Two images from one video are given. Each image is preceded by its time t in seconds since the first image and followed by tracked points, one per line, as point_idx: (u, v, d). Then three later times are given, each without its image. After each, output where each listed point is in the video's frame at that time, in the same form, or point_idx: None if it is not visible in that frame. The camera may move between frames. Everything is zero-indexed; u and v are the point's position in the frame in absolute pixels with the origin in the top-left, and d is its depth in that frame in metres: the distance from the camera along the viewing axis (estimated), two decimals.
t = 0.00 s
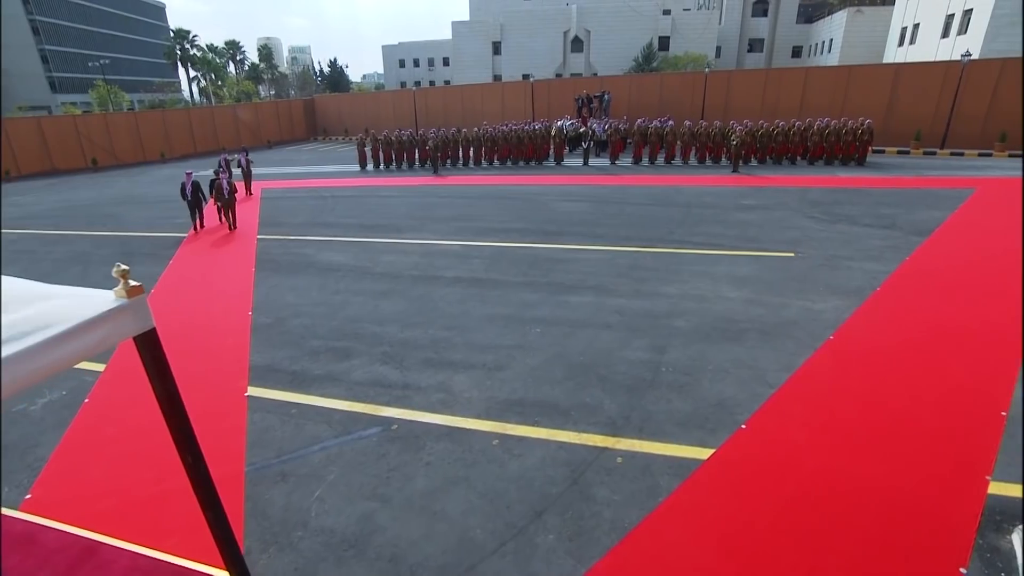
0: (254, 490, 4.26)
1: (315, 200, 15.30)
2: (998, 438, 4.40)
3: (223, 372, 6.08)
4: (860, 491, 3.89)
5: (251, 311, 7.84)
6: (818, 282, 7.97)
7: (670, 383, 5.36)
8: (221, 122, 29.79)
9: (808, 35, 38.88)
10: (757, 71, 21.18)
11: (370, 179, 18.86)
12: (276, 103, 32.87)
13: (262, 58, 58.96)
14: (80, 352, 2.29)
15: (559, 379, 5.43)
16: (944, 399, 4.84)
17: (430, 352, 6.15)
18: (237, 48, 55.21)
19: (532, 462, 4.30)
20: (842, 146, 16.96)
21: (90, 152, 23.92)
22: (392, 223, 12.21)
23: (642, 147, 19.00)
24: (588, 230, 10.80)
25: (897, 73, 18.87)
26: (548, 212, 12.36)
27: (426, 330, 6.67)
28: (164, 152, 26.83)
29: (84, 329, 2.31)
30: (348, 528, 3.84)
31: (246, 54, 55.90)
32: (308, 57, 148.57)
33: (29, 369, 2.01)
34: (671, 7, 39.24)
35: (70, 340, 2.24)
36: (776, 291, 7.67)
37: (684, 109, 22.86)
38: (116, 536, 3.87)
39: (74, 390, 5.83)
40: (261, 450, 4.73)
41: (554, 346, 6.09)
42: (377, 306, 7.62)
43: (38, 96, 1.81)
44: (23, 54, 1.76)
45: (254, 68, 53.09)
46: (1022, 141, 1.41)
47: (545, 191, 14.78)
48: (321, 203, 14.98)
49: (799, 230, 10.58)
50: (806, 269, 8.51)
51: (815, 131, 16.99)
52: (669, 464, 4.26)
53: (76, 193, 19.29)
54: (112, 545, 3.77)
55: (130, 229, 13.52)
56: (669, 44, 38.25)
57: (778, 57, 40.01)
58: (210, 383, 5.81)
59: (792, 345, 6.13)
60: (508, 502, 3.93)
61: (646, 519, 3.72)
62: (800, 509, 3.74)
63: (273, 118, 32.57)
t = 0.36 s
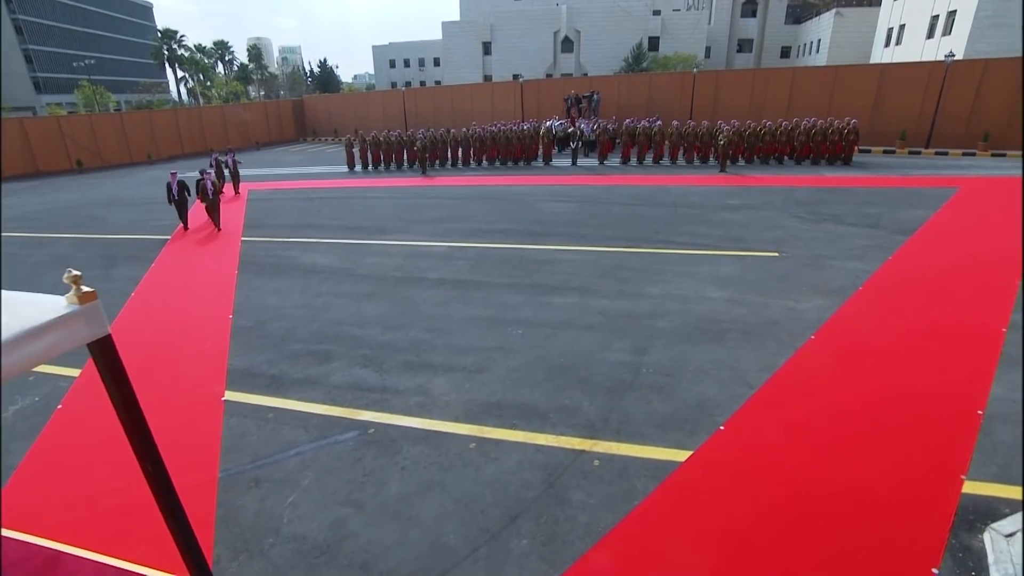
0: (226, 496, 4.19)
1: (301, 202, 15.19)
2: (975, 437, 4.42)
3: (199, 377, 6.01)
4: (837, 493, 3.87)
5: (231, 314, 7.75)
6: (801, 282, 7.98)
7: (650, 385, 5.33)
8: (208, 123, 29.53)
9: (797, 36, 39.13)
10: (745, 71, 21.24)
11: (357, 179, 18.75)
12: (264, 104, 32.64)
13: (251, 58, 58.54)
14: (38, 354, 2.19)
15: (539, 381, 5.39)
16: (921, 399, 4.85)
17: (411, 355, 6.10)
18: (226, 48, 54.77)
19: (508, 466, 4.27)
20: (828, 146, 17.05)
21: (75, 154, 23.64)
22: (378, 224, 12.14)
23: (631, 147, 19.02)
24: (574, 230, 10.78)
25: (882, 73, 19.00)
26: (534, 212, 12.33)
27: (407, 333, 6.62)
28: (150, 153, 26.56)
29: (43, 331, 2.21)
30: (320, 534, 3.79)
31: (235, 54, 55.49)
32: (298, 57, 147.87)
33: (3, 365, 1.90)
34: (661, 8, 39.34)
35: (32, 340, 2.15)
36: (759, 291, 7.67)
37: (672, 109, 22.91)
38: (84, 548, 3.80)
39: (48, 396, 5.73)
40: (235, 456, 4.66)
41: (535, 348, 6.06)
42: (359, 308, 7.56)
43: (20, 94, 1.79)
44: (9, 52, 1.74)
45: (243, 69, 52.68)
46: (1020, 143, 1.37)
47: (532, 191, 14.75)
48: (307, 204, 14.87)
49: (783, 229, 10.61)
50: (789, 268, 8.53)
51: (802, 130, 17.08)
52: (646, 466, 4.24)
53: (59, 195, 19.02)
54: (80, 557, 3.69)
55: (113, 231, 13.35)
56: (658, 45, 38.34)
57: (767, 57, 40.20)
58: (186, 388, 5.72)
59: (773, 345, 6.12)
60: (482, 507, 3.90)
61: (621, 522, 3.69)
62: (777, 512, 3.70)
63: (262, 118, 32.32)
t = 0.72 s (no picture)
0: (198, 503, 4.13)
1: (287, 203, 15.08)
2: (950, 437, 4.45)
3: (176, 381, 5.93)
4: (815, 494, 3.86)
5: (212, 317, 7.67)
6: (784, 282, 7.99)
7: (630, 387, 5.31)
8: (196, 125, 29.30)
9: (785, 37, 39.41)
10: (732, 71, 21.32)
11: (344, 181, 18.62)
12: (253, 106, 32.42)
13: (240, 59, 58.15)
14: None
15: (518, 384, 5.36)
16: (897, 399, 4.88)
17: (391, 358, 6.06)
18: (214, 49, 54.37)
19: (485, 470, 4.24)
20: (814, 146, 17.16)
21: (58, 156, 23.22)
22: (363, 226, 12.08)
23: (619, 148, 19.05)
24: (559, 231, 10.76)
25: (868, 74, 19.15)
26: (521, 213, 12.30)
27: (388, 336, 6.58)
28: (137, 156, 26.20)
29: None
30: (294, 541, 3.75)
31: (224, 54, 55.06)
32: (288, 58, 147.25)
33: None
34: (650, 9, 39.44)
35: None
36: (742, 292, 7.68)
37: (661, 109, 22.96)
38: (52, 561, 3.72)
39: (21, 401, 5.63)
40: (210, 461, 4.60)
41: (516, 350, 6.03)
42: (341, 311, 7.50)
43: None
44: None
45: (231, 69, 52.25)
46: None
47: (520, 192, 14.71)
48: (293, 206, 14.77)
49: (768, 229, 10.65)
50: (773, 268, 8.56)
51: (788, 131, 17.18)
52: (623, 469, 4.22)
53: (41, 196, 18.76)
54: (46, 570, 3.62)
55: (96, 233, 13.20)
56: (648, 45, 38.42)
57: (756, 58, 40.42)
58: (163, 394, 5.64)
59: (755, 345, 6.12)
60: (458, 512, 3.87)
61: (596, 527, 3.67)
62: (754, 514, 3.70)
63: (250, 119, 32.12)
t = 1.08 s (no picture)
0: (173, 510, 4.08)
1: (273, 205, 14.98)
2: (927, 437, 4.48)
3: (156, 385, 5.86)
4: (793, 497, 3.87)
5: (195, 321, 7.59)
6: (768, 282, 8.01)
7: (611, 389, 5.30)
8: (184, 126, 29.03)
9: (773, 37, 39.63)
10: (720, 71, 21.40)
11: (331, 182, 18.52)
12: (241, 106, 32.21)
13: (229, 59, 57.76)
14: None
15: (499, 387, 5.34)
16: (877, 398, 4.90)
17: (373, 361, 6.03)
18: (201, 49, 53.96)
19: (464, 474, 4.22)
20: (801, 146, 17.25)
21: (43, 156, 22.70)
22: (350, 228, 12.00)
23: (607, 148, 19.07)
24: (546, 232, 10.75)
25: (854, 74, 19.30)
26: (508, 214, 12.28)
27: (370, 339, 6.54)
28: (123, 156, 25.67)
29: None
30: (268, 548, 3.71)
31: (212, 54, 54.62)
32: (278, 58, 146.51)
33: None
34: (640, 9, 39.52)
35: None
36: (726, 292, 7.69)
37: (650, 109, 22.99)
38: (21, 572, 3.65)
39: None
40: (186, 468, 4.55)
41: (499, 352, 6.01)
42: (324, 314, 7.45)
43: None
44: None
45: (219, 69, 51.88)
46: None
47: (507, 193, 14.69)
48: (280, 208, 14.67)
49: (753, 229, 10.70)
50: (757, 268, 8.59)
51: (775, 131, 17.28)
52: (602, 472, 4.21)
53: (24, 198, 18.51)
54: None
55: (78, 236, 13.05)
56: (637, 46, 38.49)
57: (745, 58, 40.61)
58: (140, 399, 5.56)
59: (737, 346, 6.13)
60: (435, 517, 3.85)
61: (573, 530, 3.66)
62: (733, 517, 3.71)
63: (238, 119, 31.90)
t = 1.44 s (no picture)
0: (148, 518, 4.03)
1: (261, 207, 14.87)
2: (905, 436, 4.51)
3: (136, 390, 5.80)
4: (774, 498, 3.87)
5: (177, 324, 7.52)
6: (753, 282, 8.03)
7: (593, 390, 5.29)
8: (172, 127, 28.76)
9: (763, 37, 39.85)
10: (709, 72, 21.48)
11: (320, 184, 18.40)
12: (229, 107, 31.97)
13: (218, 60, 57.33)
14: None
15: (481, 390, 5.32)
16: (857, 398, 4.93)
17: (356, 364, 6.00)
18: (190, 49, 53.51)
19: (444, 478, 4.20)
20: (789, 145, 17.34)
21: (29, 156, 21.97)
22: (337, 229, 11.93)
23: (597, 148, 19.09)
24: (533, 232, 10.74)
25: (840, 75, 19.44)
26: (496, 215, 12.25)
27: (354, 341, 6.50)
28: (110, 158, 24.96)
29: None
30: (244, 555, 3.68)
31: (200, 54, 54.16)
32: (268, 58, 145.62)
33: None
34: (630, 9, 39.62)
35: None
36: (711, 292, 7.71)
37: (639, 109, 23.03)
38: None
39: None
40: (163, 474, 4.50)
41: (482, 354, 5.99)
42: (308, 316, 7.40)
43: None
44: None
45: (208, 70, 51.49)
46: None
47: (496, 193, 14.65)
48: (267, 209, 14.56)
49: (740, 228, 10.74)
50: (743, 268, 8.61)
51: (763, 130, 17.36)
52: (582, 474, 4.20)
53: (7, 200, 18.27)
54: None
55: (61, 238, 12.89)
56: (627, 46, 38.55)
57: (735, 59, 40.83)
58: (119, 404, 5.49)
59: (720, 346, 6.15)
60: (413, 521, 3.82)
61: (552, 533, 3.65)
62: (712, 517, 3.70)
63: (226, 120, 31.67)
